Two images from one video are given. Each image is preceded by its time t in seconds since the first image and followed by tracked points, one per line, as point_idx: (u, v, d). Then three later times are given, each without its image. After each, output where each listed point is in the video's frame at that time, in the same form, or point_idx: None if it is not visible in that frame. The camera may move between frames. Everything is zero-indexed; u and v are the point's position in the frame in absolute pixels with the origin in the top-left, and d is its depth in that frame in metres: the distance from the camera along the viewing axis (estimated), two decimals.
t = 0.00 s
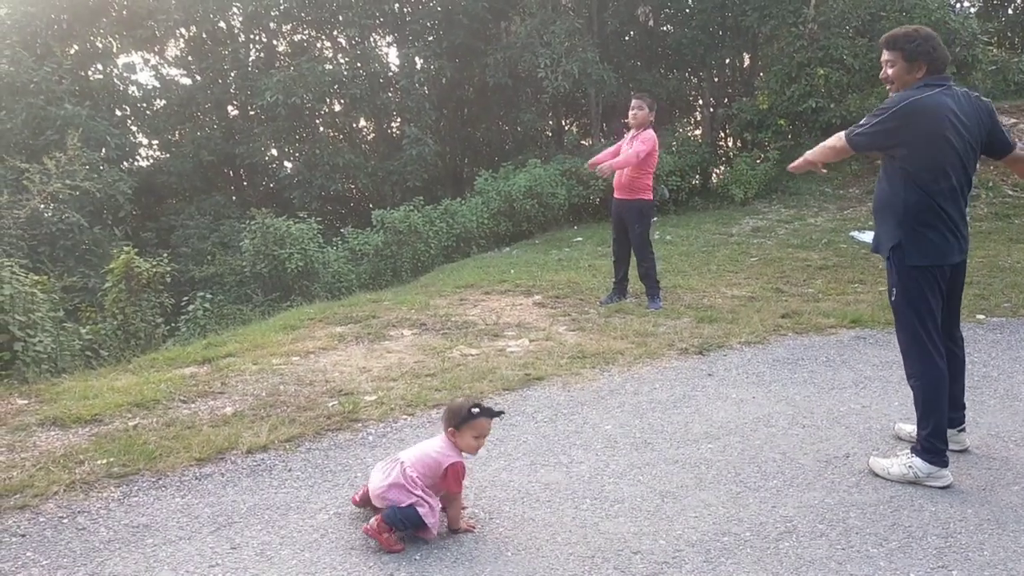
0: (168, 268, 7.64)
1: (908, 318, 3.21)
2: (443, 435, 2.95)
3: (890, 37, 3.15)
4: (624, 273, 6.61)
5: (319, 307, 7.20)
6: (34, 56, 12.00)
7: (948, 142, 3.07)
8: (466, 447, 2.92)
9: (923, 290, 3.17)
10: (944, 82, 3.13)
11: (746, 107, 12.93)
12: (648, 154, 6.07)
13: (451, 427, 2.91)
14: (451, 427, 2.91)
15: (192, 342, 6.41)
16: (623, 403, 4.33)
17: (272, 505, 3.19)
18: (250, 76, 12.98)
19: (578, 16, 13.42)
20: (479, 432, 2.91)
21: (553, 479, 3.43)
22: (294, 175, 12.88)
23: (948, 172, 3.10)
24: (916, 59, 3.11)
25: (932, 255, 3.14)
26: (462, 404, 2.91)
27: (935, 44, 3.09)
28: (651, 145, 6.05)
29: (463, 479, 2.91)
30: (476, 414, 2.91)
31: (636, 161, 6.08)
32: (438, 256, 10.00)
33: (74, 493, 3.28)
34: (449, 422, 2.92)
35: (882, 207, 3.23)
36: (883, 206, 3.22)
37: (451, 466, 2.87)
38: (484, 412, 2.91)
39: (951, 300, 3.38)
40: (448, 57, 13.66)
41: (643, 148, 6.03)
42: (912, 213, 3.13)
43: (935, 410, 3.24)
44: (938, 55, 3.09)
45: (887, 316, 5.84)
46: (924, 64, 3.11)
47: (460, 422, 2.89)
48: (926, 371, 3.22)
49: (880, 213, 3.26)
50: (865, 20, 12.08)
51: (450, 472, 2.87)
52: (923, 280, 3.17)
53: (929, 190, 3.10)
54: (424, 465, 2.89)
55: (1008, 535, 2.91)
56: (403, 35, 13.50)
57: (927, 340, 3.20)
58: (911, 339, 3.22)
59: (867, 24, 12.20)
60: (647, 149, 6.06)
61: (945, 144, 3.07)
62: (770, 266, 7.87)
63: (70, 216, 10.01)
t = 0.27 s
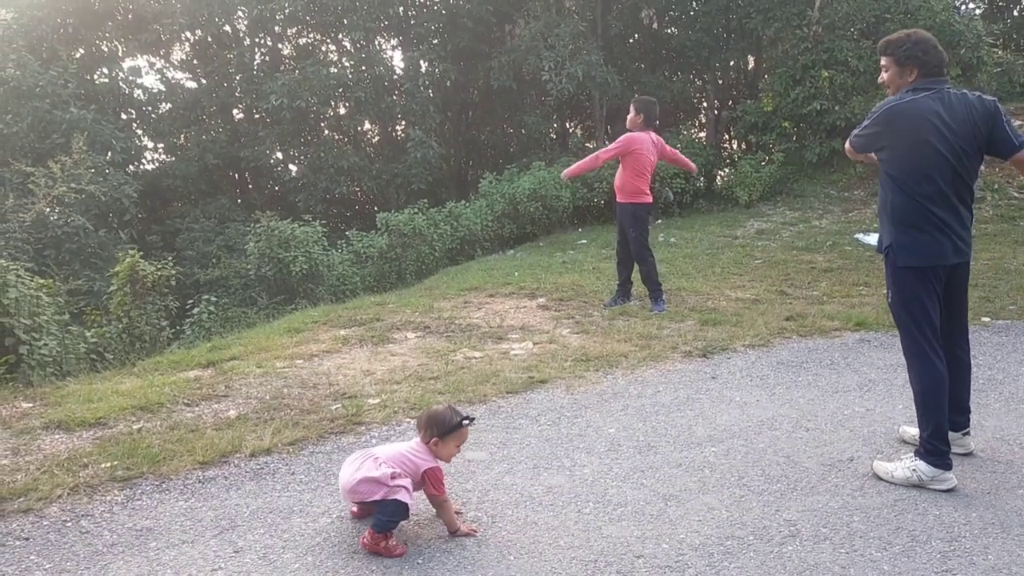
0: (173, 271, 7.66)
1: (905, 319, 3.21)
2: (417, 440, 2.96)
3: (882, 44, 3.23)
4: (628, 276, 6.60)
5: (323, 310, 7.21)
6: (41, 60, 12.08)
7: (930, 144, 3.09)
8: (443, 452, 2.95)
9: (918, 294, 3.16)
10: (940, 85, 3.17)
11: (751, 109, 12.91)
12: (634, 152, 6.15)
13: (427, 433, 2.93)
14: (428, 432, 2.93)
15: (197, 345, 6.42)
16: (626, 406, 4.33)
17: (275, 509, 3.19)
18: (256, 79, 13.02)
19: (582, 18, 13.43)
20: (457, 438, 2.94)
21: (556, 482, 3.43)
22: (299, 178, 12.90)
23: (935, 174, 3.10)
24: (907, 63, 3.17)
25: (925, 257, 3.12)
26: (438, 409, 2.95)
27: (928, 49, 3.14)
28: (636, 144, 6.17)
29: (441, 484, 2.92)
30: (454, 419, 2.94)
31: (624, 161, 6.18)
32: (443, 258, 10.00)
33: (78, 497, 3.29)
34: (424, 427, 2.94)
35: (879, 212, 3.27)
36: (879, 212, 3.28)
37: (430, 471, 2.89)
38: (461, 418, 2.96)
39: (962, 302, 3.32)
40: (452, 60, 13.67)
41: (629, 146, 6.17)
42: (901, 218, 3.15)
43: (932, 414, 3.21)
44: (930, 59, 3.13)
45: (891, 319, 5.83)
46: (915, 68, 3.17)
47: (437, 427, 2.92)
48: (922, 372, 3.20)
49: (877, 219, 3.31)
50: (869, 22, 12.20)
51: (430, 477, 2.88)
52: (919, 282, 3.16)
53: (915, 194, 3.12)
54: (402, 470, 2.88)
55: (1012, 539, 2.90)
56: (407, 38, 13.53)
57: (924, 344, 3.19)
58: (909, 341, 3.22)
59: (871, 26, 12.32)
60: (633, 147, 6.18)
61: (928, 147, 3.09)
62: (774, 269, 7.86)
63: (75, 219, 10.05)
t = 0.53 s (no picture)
0: (179, 274, 7.68)
1: (919, 320, 3.17)
2: (413, 439, 2.96)
3: (900, 39, 3.14)
4: (633, 277, 6.58)
5: (328, 313, 7.22)
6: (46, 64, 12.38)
7: (958, 145, 3.04)
8: (438, 451, 2.94)
9: (933, 293, 3.13)
10: (955, 84, 3.09)
11: (757, 109, 12.87)
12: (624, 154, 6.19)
13: (422, 431, 2.93)
14: (424, 431, 2.92)
15: (202, 347, 6.43)
16: (632, 408, 4.31)
17: (279, 511, 3.19)
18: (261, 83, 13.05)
19: (586, 20, 13.43)
20: (453, 437, 2.93)
21: (560, 484, 3.42)
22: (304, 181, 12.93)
23: (957, 175, 3.07)
24: (926, 60, 3.09)
25: (943, 257, 3.10)
26: (433, 409, 2.94)
27: (947, 47, 3.07)
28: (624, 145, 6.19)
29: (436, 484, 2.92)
30: (450, 419, 2.93)
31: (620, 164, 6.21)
32: (448, 260, 10.00)
33: (82, 499, 3.29)
34: (420, 426, 2.93)
35: (890, 210, 3.22)
36: (892, 208, 3.21)
37: (425, 470, 2.89)
38: (458, 417, 2.95)
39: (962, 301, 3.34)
40: (457, 62, 13.68)
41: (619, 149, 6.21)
42: (921, 217, 3.11)
43: (947, 416, 3.19)
44: (948, 56, 3.06)
45: (898, 319, 5.80)
46: (934, 65, 3.08)
47: (431, 427, 2.91)
48: (937, 373, 3.17)
49: (889, 215, 3.24)
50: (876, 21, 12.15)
51: (425, 477, 2.88)
52: (934, 282, 3.13)
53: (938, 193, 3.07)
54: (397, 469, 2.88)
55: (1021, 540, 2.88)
56: (412, 40, 13.55)
57: (937, 344, 3.17)
58: (924, 343, 3.18)
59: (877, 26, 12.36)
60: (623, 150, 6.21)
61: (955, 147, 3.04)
62: (780, 270, 7.83)
63: (82, 223, 10.08)
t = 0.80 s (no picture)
0: (185, 279, 7.70)
1: (943, 322, 3.13)
2: (423, 447, 2.95)
3: (926, 37, 3.06)
4: (638, 281, 6.58)
5: (334, 317, 7.23)
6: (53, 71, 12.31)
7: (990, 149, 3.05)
8: (447, 462, 2.94)
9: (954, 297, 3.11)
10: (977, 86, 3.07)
11: (762, 112, 12.87)
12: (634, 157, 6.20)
13: (434, 441, 2.93)
14: (436, 441, 2.92)
15: (208, 352, 6.45)
16: (637, 412, 4.30)
17: (285, 516, 3.19)
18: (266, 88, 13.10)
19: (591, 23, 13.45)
20: (464, 451, 2.94)
21: (565, 488, 3.41)
22: (310, 186, 12.96)
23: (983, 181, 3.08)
24: (953, 59, 3.03)
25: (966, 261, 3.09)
26: (448, 420, 2.95)
27: (970, 47, 3.05)
28: (632, 148, 6.20)
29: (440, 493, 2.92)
30: (463, 432, 2.95)
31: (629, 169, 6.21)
32: (453, 264, 10.01)
33: (88, 505, 3.30)
34: (432, 436, 2.94)
35: (915, 211, 3.14)
36: (917, 208, 3.14)
37: (432, 480, 2.88)
38: (471, 432, 2.96)
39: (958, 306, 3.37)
40: (461, 66, 13.71)
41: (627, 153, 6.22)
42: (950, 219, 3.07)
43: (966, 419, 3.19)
44: (974, 56, 3.02)
45: (904, 322, 5.78)
46: (961, 63, 3.04)
47: (444, 437, 2.91)
48: (958, 377, 3.15)
49: (910, 215, 3.17)
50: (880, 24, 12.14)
51: (431, 486, 2.88)
52: (955, 286, 3.11)
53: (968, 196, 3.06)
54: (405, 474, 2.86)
55: None
56: (417, 45, 13.59)
57: (956, 348, 3.14)
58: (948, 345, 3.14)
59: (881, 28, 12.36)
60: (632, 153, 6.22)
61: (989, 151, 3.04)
62: (786, 272, 7.82)
63: (88, 228, 10.12)
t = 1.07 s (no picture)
0: (194, 286, 7.73)
1: (969, 328, 3.11)
2: (422, 454, 2.96)
3: (940, 42, 3.05)
4: (646, 286, 6.57)
5: (342, 323, 7.25)
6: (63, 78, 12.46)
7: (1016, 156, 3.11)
8: (448, 462, 2.95)
9: (983, 303, 3.10)
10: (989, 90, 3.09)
11: (769, 116, 12.86)
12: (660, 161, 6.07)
13: (430, 445, 2.93)
14: (430, 444, 2.92)
15: (217, 359, 6.47)
16: (646, 418, 4.30)
17: (295, 523, 3.20)
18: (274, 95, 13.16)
19: (597, 29, 13.47)
20: (460, 445, 2.94)
21: (575, 495, 3.41)
22: (318, 192, 13.00)
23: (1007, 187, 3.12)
24: (969, 63, 3.02)
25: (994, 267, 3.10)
26: (435, 420, 2.94)
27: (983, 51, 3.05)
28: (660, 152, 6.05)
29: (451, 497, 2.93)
30: (454, 427, 2.94)
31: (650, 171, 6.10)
32: (460, 270, 10.03)
33: (100, 513, 3.31)
34: (426, 440, 2.93)
35: (950, 216, 3.09)
36: (953, 213, 3.09)
37: (439, 484, 2.89)
38: (461, 424, 2.95)
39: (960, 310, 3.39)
40: (468, 72, 13.74)
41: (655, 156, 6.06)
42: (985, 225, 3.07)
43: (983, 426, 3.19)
44: (986, 60, 3.03)
45: (914, 327, 5.76)
46: (976, 67, 3.03)
47: (437, 438, 2.91)
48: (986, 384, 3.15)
49: (942, 220, 3.11)
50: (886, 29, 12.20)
51: (440, 490, 2.88)
52: (984, 292, 3.11)
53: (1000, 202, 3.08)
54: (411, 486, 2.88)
55: None
56: (424, 51, 13.63)
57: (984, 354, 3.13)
58: (972, 351, 3.12)
59: (888, 32, 12.35)
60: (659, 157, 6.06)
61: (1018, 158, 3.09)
62: (795, 277, 7.80)
63: (98, 235, 10.17)
